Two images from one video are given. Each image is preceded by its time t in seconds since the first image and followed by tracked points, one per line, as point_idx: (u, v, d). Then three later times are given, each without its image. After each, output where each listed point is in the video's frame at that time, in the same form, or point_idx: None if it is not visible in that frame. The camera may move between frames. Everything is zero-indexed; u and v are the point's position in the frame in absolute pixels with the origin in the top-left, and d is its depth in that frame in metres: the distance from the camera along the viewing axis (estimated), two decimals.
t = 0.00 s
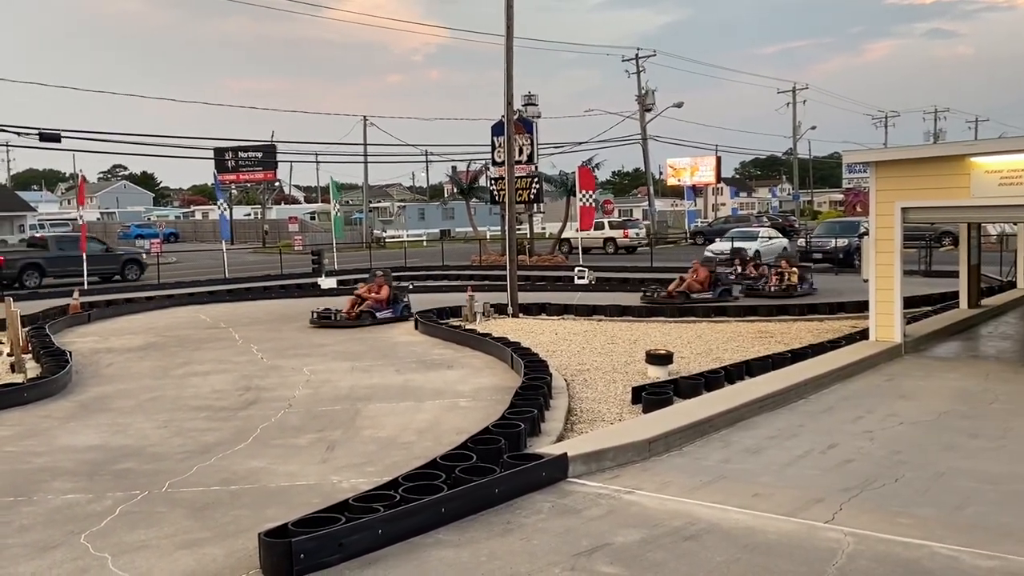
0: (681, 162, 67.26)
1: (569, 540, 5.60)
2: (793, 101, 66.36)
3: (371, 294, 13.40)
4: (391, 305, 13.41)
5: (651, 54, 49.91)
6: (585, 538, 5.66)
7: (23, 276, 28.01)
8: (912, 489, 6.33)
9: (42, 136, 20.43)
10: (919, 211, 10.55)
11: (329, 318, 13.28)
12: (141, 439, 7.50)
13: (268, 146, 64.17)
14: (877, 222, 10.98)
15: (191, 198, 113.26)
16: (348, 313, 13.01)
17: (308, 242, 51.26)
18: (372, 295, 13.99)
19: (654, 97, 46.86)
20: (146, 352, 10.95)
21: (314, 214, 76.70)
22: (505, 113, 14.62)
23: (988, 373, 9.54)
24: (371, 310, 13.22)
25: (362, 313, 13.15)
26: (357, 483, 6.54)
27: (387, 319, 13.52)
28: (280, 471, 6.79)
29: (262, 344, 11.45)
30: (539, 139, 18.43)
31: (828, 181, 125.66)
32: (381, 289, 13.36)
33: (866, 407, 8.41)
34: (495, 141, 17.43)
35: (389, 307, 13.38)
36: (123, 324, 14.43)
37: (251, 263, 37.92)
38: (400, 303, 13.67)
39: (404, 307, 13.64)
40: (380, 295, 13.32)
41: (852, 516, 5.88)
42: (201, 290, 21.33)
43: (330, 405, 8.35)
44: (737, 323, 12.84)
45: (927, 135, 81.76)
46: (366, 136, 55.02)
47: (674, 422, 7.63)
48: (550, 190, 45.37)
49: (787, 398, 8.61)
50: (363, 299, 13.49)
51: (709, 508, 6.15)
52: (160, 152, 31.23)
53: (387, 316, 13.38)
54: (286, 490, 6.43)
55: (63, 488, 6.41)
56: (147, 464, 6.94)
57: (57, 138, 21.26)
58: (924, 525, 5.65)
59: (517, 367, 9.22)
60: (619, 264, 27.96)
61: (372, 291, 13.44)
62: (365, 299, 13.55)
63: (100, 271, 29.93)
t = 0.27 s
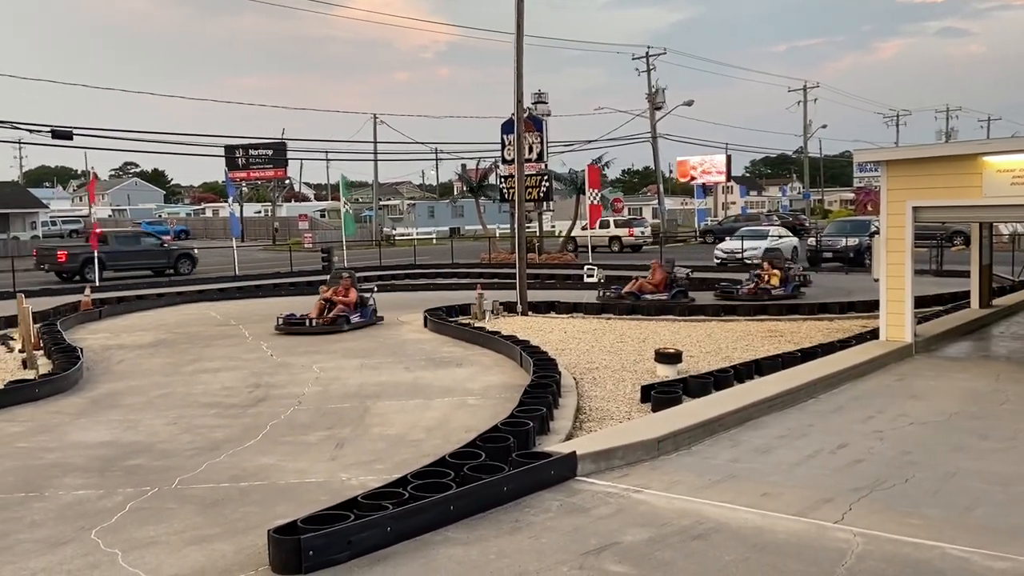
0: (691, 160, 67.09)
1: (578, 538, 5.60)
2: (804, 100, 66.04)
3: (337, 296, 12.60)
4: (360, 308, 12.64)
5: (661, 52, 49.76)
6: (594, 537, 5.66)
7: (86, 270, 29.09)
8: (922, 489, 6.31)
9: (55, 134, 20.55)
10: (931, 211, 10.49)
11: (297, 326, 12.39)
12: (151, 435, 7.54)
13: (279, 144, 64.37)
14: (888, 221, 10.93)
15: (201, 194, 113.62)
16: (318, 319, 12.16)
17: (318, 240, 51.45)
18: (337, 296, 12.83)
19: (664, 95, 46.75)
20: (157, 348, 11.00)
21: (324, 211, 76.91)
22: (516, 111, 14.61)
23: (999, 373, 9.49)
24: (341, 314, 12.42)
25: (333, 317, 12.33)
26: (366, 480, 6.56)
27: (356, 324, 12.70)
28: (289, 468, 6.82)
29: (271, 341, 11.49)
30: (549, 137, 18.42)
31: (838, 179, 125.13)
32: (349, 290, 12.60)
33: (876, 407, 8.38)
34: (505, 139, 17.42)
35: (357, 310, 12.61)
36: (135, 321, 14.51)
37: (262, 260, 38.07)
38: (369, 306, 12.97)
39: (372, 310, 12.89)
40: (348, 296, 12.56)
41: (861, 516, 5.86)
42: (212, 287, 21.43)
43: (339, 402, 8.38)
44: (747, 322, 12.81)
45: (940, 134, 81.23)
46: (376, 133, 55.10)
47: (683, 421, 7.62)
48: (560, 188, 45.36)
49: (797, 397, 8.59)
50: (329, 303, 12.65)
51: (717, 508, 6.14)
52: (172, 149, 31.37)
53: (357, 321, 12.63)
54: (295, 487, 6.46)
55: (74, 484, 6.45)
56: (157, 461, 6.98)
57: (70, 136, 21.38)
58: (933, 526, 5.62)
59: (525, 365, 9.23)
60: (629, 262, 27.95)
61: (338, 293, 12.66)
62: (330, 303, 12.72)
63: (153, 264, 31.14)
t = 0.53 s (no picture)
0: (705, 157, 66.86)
1: (591, 536, 5.60)
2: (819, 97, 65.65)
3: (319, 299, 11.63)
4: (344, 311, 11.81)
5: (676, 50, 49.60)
6: (607, 534, 5.66)
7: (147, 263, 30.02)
8: (937, 489, 6.27)
9: (72, 130, 20.70)
10: (947, 210, 10.42)
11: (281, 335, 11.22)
12: (166, 430, 7.59)
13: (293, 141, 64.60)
14: (904, 219, 10.87)
15: (215, 191, 114.23)
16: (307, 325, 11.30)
17: (331, 236, 51.64)
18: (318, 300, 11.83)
19: (678, 92, 46.62)
20: (172, 344, 11.07)
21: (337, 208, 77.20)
22: (529, 108, 14.60)
23: (1015, 374, 9.42)
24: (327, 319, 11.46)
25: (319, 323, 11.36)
26: (379, 476, 6.59)
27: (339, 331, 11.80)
28: (303, 464, 6.85)
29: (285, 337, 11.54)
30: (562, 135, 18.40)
31: (853, 177, 124.35)
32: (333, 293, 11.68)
33: (891, 406, 8.33)
34: (519, 137, 17.41)
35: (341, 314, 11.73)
36: (151, 316, 14.62)
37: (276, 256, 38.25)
38: (348, 308, 12.24)
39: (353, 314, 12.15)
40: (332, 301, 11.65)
41: (875, 516, 5.83)
42: (226, 283, 21.55)
43: (353, 399, 8.41)
44: (761, 320, 12.76)
45: (956, 131, 80.53)
46: (389, 131, 55.22)
47: (696, 419, 7.61)
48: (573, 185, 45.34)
49: (811, 396, 8.55)
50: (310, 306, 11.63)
51: (731, 507, 6.13)
52: (188, 146, 31.55)
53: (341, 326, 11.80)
54: (308, 482, 6.49)
55: (90, 478, 6.51)
56: (172, 455, 7.03)
57: (87, 132, 21.53)
58: (949, 527, 5.59)
59: (539, 362, 9.23)
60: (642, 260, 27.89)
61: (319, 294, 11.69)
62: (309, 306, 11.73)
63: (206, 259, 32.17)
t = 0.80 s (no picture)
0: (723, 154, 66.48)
1: (608, 533, 5.59)
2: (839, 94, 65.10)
3: (314, 304, 10.80)
4: (340, 316, 11.07)
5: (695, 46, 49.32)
6: (624, 532, 5.65)
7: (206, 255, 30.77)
8: (959, 490, 6.21)
9: (94, 126, 20.88)
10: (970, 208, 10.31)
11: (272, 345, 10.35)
12: (186, 424, 7.65)
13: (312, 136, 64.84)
14: (925, 217, 10.77)
15: (234, 187, 114.95)
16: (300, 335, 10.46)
17: (348, 232, 51.85)
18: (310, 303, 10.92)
19: (698, 89, 46.36)
20: (192, 339, 11.15)
21: (355, 204, 77.46)
22: (548, 105, 14.57)
23: None
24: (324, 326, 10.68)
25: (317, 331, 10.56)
26: (397, 472, 6.60)
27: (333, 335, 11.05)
28: (321, 458, 6.88)
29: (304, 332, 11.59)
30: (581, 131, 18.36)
31: (873, 175, 123.31)
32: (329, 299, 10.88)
33: (912, 406, 8.26)
34: (537, 133, 17.38)
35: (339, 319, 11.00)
36: (172, 311, 14.74)
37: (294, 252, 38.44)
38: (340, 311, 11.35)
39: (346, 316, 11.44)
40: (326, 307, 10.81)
41: (896, 516, 5.79)
42: (245, 279, 21.68)
43: (371, 394, 8.44)
44: (779, 318, 12.68)
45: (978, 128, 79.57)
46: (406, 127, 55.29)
47: (714, 417, 7.58)
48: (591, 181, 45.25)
49: (830, 395, 8.50)
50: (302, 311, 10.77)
51: (749, 505, 6.10)
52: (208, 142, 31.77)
53: (335, 332, 11.08)
54: (327, 477, 6.52)
55: (111, 471, 6.57)
56: (192, 449, 7.08)
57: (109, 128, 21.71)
58: (970, 527, 5.54)
59: (556, 359, 9.22)
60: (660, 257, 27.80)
61: (312, 298, 10.87)
62: (300, 311, 10.89)
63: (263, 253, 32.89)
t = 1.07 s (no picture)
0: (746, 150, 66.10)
1: (632, 529, 5.58)
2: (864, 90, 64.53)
3: (306, 311, 9.95)
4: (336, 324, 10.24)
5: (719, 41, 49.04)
6: (648, 527, 5.63)
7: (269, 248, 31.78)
8: (986, 489, 6.15)
9: (121, 121, 21.11)
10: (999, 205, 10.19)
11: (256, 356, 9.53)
12: (213, 416, 7.72)
13: (334, 132, 65.19)
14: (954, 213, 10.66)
15: (256, 183, 115.80)
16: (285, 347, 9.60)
17: (370, 228, 52.09)
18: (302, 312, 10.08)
19: (722, 84, 46.10)
20: (217, 332, 11.25)
21: (377, 200, 77.79)
22: (571, 100, 14.54)
23: None
24: (316, 336, 9.88)
25: (307, 341, 9.76)
26: (421, 465, 6.63)
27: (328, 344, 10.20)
28: (346, 451, 6.91)
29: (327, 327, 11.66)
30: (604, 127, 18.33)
31: (896, 173, 122.17)
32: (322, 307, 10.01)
33: (938, 404, 8.18)
34: (559, 128, 17.36)
35: (333, 328, 10.21)
36: (198, 305, 14.89)
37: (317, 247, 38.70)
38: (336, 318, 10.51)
39: (341, 321, 10.69)
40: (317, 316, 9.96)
41: (922, 515, 5.73)
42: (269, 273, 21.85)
43: (394, 388, 8.47)
44: (803, 316, 12.60)
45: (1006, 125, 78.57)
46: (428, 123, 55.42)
47: (738, 414, 7.54)
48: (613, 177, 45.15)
49: (855, 392, 8.43)
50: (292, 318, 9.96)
51: (773, 502, 6.07)
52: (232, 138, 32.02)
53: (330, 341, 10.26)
54: (351, 469, 6.55)
55: (139, 462, 6.64)
56: (218, 441, 7.14)
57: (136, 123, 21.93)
58: (998, 527, 5.48)
59: (579, 354, 9.22)
60: (682, 254, 27.70)
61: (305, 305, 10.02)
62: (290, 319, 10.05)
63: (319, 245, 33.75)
